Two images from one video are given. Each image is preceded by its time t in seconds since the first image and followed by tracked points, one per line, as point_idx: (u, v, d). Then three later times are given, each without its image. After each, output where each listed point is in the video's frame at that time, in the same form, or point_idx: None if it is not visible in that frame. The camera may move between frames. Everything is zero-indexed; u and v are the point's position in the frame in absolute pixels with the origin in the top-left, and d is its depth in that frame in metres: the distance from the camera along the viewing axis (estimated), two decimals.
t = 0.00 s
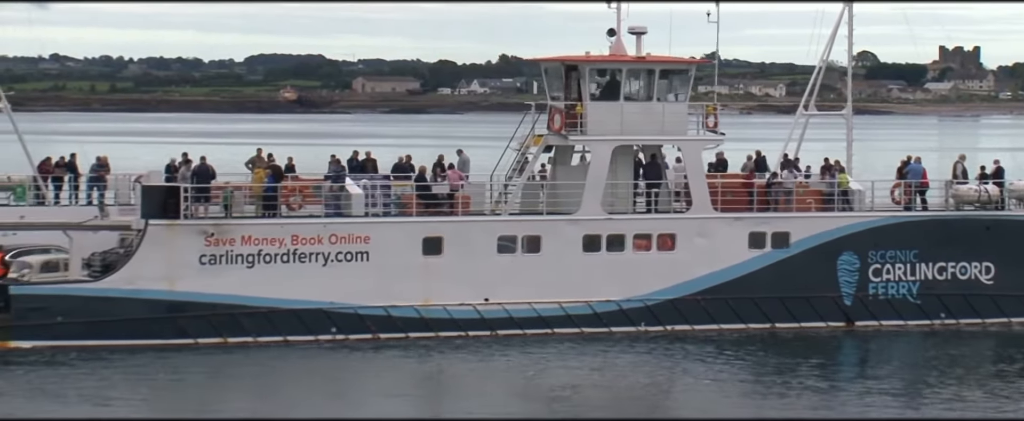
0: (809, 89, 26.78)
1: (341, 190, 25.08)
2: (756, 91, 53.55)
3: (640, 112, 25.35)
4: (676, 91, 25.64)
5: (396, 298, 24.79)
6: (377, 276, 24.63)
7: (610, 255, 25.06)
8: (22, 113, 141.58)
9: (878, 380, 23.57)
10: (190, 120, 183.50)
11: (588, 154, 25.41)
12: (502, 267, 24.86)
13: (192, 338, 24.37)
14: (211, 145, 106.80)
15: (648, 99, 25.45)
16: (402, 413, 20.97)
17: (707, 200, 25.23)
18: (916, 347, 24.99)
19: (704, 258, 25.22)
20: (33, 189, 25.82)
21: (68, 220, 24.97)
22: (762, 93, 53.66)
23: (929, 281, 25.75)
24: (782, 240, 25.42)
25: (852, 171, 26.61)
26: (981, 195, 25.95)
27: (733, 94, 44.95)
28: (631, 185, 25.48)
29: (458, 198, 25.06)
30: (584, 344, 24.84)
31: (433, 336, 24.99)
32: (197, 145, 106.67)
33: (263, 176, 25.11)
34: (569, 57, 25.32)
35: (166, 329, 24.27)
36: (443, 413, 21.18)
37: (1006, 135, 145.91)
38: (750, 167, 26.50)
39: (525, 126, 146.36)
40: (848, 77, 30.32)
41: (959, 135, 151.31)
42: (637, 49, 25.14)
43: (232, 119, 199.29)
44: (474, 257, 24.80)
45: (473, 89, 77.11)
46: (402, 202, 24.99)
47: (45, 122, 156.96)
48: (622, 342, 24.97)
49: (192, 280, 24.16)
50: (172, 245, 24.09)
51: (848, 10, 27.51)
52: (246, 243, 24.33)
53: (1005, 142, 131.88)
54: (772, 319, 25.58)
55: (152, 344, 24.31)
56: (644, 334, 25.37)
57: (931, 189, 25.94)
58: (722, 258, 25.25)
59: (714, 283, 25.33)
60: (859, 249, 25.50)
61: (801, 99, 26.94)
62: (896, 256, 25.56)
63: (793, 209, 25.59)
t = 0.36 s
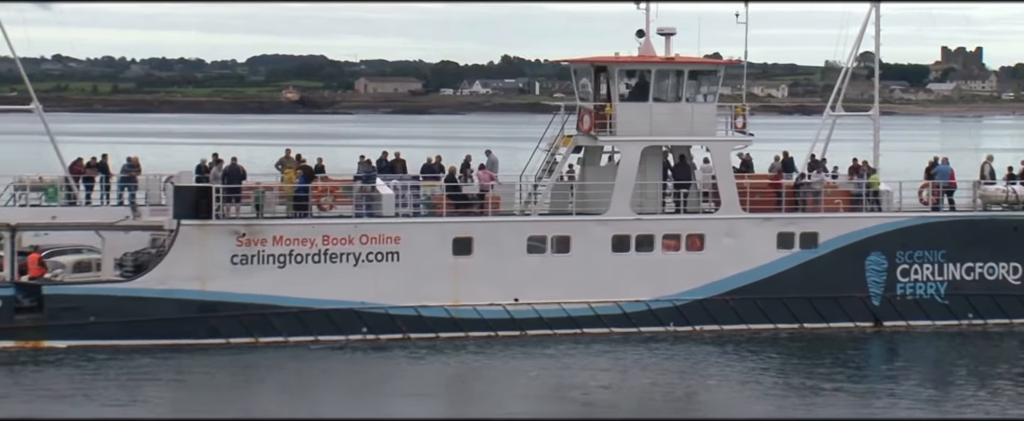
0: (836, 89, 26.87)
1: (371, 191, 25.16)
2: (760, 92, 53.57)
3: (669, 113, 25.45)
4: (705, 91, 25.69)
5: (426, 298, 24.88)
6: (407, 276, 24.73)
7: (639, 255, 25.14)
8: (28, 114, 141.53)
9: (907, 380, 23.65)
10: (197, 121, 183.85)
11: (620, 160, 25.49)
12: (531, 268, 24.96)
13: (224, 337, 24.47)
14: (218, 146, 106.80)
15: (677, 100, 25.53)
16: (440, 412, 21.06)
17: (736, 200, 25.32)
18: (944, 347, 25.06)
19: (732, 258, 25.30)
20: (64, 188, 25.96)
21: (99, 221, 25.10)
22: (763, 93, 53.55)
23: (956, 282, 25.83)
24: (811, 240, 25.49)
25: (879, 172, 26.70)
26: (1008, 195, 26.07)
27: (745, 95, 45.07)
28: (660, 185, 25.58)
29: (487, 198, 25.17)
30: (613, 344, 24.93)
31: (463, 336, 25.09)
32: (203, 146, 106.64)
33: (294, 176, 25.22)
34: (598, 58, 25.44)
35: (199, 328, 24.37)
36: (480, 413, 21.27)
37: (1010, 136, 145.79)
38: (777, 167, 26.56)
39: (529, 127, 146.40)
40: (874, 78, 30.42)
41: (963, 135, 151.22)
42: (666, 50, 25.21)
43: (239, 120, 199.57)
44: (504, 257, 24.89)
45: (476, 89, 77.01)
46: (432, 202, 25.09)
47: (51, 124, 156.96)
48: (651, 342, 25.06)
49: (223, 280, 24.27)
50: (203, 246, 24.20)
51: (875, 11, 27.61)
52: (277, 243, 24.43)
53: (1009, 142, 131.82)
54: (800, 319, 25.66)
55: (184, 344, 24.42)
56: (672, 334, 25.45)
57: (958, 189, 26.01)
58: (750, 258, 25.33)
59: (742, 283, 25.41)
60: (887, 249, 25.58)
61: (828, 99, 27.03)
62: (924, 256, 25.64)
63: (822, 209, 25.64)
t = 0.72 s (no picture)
0: (865, 88, 26.96)
1: (403, 189, 25.26)
2: (768, 91, 53.77)
3: (699, 112, 25.54)
4: (735, 91, 25.78)
5: (457, 297, 24.98)
6: (439, 274, 24.84)
7: (669, 254, 25.23)
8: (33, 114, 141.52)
9: (938, 378, 23.74)
10: (203, 120, 184.01)
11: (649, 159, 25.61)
12: (562, 266, 25.05)
13: (256, 335, 24.58)
14: (223, 145, 106.74)
15: (707, 99, 25.64)
16: (476, 411, 21.18)
17: (766, 200, 25.41)
18: (973, 346, 25.16)
19: (762, 257, 25.40)
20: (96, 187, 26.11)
21: (132, 220, 25.17)
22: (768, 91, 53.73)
23: (985, 280, 25.94)
24: (840, 239, 25.58)
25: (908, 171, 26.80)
26: None
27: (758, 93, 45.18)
28: (690, 184, 25.67)
29: (518, 197, 25.23)
30: (643, 342, 25.04)
31: (494, 335, 25.19)
32: (211, 145, 106.69)
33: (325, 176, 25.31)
34: (628, 57, 25.57)
35: (231, 327, 24.48)
36: (517, 412, 21.37)
37: (1014, 135, 145.62)
38: (806, 166, 26.69)
39: (532, 125, 146.24)
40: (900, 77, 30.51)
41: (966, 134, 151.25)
42: (695, 49, 25.30)
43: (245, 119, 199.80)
44: (535, 256, 24.99)
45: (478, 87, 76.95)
46: (463, 202, 25.18)
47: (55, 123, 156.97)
48: (681, 340, 25.17)
49: (256, 279, 24.38)
50: (236, 245, 24.32)
51: (903, 10, 27.70)
52: (310, 242, 24.53)
53: (1012, 141, 131.78)
54: (829, 317, 25.76)
55: (217, 342, 24.53)
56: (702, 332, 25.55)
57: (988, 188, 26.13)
58: (780, 257, 25.42)
59: (772, 281, 25.51)
60: (915, 248, 25.68)
61: (856, 99, 27.13)
62: (953, 255, 25.74)
63: (851, 208, 25.69)
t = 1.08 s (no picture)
0: (892, 89, 27.07)
1: (434, 189, 25.41)
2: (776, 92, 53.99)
3: (728, 112, 25.64)
4: (764, 91, 25.89)
5: (487, 296, 25.07)
6: (469, 274, 24.92)
7: (698, 254, 25.31)
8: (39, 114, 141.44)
9: (968, 375, 23.83)
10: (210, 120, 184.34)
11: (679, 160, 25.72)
12: (592, 266, 25.14)
13: (288, 334, 24.68)
14: (231, 145, 106.93)
15: (736, 99, 25.71)
16: (511, 408, 21.28)
17: (795, 200, 25.52)
18: (1002, 344, 25.25)
19: (791, 257, 25.49)
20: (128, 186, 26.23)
21: (163, 219, 25.26)
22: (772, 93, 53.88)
23: (1012, 280, 26.05)
24: (869, 239, 25.69)
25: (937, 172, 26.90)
26: None
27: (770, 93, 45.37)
28: (720, 184, 25.77)
29: (549, 198, 25.29)
30: (674, 342, 25.12)
31: (524, 334, 25.28)
32: (220, 145, 106.93)
33: (358, 176, 25.46)
34: (657, 58, 25.69)
35: (264, 326, 24.59)
36: (555, 410, 21.47)
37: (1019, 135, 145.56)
38: (834, 166, 26.85)
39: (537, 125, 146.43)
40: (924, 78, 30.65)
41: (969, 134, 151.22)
42: (725, 50, 25.40)
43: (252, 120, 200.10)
44: (565, 255, 25.09)
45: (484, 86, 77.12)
46: (494, 202, 25.27)
47: (61, 123, 157.00)
48: (711, 340, 25.24)
49: (288, 278, 24.48)
50: (269, 244, 24.41)
51: (929, 11, 27.83)
52: (341, 241, 24.62)
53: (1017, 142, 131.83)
54: (857, 317, 25.85)
55: (249, 341, 24.63)
56: (731, 331, 25.64)
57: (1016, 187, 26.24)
58: (809, 256, 25.51)
59: (801, 281, 25.59)
60: (944, 248, 25.78)
61: (883, 99, 27.25)
62: (981, 255, 25.85)
63: (880, 208, 25.82)
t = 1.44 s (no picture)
0: (919, 88, 27.16)
1: (463, 189, 25.51)
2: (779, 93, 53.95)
3: (756, 112, 25.74)
4: (792, 91, 25.99)
5: (516, 295, 25.15)
6: (498, 273, 25.00)
7: (726, 253, 25.39)
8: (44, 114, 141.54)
9: (997, 373, 23.89)
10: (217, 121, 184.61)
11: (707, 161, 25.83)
12: (620, 265, 25.21)
13: (319, 333, 24.78)
14: (241, 145, 107.22)
15: (764, 99, 25.82)
16: (542, 405, 21.36)
17: (823, 199, 25.58)
18: None
19: (819, 256, 25.55)
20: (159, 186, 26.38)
21: (194, 219, 25.38)
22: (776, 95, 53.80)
23: None
24: (896, 238, 25.77)
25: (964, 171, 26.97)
26: None
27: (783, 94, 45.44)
28: (748, 183, 25.87)
29: (578, 197, 25.46)
30: (702, 341, 25.19)
31: (553, 333, 25.36)
32: (230, 145, 107.20)
33: (388, 175, 25.55)
34: (685, 58, 25.82)
35: (294, 325, 24.69)
36: (587, 406, 21.54)
37: None
38: (860, 165, 26.97)
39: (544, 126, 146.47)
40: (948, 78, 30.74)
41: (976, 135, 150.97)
42: (753, 50, 25.50)
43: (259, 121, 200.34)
44: (594, 254, 25.17)
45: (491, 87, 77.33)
46: (523, 201, 25.38)
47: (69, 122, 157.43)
48: (739, 339, 25.31)
49: (318, 277, 24.57)
50: (299, 244, 24.49)
51: (955, 11, 27.93)
52: (372, 241, 24.70)
53: None
54: (885, 316, 25.92)
55: (279, 340, 24.72)
56: (759, 330, 25.71)
57: None
58: (837, 256, 25.58)
59: (828, 280, 25.67)
60: (971, 247, 25.87)
61: (910, 98, 27.34)
62: (1008, 254, 25.97)
63: (907, 207, 25.93)
